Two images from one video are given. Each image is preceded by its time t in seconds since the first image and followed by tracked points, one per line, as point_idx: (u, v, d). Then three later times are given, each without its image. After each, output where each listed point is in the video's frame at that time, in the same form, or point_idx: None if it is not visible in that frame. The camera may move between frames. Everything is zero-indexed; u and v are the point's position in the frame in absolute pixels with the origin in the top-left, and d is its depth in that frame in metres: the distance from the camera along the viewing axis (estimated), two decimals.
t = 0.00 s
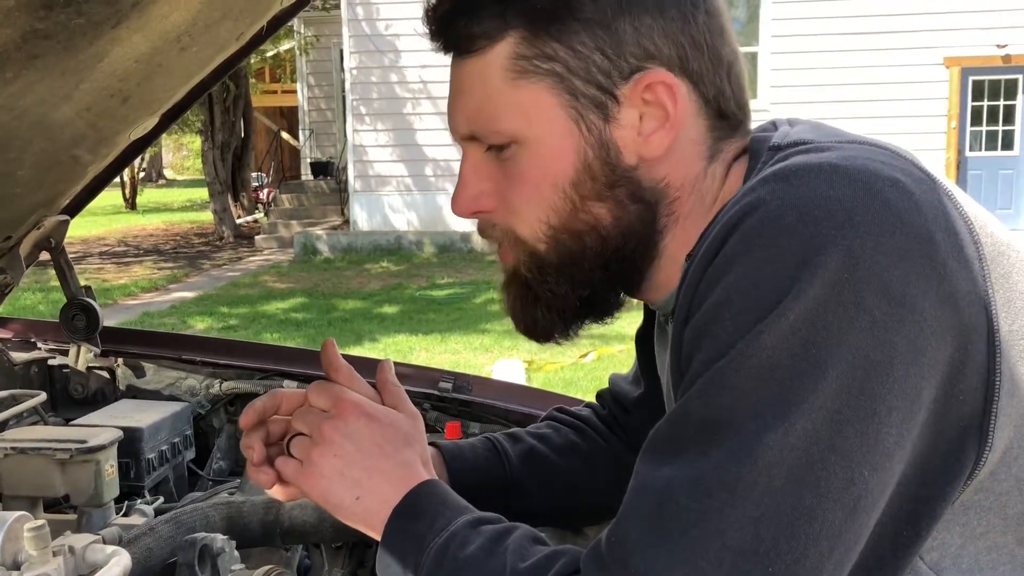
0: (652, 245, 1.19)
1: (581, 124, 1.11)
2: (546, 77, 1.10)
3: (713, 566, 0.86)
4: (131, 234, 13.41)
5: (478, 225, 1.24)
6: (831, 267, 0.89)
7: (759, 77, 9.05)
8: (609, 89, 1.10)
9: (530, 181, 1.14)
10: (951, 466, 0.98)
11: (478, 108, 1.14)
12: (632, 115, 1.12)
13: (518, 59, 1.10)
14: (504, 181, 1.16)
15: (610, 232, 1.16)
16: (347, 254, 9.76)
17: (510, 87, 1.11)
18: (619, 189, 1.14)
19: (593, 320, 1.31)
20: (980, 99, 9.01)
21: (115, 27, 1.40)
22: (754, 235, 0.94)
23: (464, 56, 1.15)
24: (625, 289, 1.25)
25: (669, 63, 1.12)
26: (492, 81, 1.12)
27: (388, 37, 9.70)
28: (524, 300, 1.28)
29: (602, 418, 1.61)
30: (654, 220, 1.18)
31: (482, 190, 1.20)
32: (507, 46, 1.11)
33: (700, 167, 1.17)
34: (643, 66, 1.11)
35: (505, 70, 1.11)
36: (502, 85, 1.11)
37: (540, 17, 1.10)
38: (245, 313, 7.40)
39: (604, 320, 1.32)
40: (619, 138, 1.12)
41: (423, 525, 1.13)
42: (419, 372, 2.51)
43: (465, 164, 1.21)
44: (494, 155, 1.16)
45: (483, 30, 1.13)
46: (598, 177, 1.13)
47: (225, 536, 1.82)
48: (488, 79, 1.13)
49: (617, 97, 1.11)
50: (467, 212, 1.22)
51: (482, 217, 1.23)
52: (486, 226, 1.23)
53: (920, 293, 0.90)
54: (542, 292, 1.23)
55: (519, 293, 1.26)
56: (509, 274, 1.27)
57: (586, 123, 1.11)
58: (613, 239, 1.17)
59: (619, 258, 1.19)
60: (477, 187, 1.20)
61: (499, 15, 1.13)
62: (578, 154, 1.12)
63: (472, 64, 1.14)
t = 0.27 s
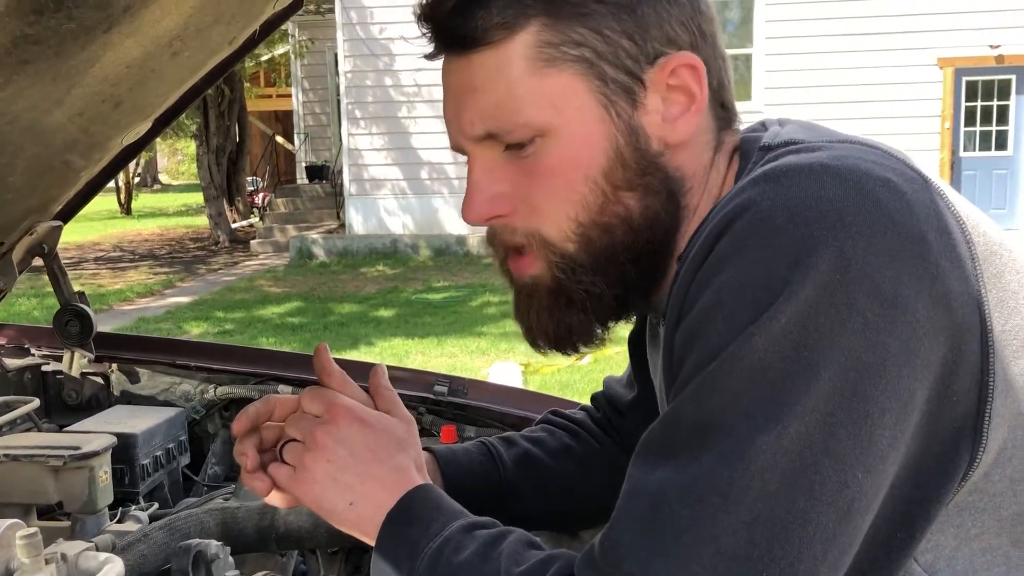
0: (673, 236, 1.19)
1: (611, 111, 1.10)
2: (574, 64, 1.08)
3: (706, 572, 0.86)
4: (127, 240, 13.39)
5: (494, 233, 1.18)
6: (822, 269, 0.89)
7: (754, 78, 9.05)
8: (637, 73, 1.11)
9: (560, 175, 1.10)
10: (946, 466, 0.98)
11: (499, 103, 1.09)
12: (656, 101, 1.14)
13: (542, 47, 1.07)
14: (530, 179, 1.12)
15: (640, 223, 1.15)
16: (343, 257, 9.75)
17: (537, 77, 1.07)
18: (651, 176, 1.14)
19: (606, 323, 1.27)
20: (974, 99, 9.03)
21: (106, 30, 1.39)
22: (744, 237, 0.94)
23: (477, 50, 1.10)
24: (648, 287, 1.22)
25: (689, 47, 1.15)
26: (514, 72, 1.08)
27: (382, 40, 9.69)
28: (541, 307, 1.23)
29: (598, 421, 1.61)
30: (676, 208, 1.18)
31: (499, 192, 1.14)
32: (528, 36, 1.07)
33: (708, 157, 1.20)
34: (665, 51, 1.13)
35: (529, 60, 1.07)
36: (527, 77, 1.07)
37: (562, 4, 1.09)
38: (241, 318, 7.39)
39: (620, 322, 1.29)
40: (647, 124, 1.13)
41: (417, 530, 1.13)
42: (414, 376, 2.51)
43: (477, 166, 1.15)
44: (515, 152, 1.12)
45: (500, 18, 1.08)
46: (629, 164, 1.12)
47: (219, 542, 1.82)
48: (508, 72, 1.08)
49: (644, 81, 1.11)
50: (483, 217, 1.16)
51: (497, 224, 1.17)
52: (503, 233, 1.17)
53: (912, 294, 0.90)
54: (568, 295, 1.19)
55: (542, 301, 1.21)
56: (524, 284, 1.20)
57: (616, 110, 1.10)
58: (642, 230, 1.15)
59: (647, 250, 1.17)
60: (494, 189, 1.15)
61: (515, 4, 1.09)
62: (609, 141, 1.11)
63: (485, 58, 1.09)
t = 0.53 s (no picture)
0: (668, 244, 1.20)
1: (605, 119, 1.10)
2: (569, 74, 1.08)
3: None
4: (119, 246, 13.34)
5: (488, 247, 1.17)
6: (807, 276, 0.89)
7: (745, 82, 9.08)
8: (631, 81, 1.11)
9: (554, 186, 1.10)
10: (931, 472, 0.98)
11: (492, 115, 1.09)
12: (649, 109, 1.15)
13: (536, 56, 1.07)
14: (525, 191, 1.11)
15: (635, 232, 1.15)
16: (337, 262, 9.74)
17: (531, 87, 1.07)
18: (646, 184, 1.14)
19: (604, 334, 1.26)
20: (965, 101, 9.07)
21: (93, 38, 1.34)
22: (727, 244, 0.94)
23: (468, 61, 1.08)
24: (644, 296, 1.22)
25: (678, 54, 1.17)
26: (508, 82, 1.07)
27: (375, 45, 9.66)
28: (536, 320, 1.22)
29: (587, 427, 1.61)
30: (670, 215, 1.18)
31: (495, 205, 1.14)
32: (522, 46, 1.06)
33: (698, 163, 1.21)
34: (656, 59, 1.14)
35: (522, 70, 1.07)
36: (521, 88, 1.07)
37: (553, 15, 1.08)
38: (234, 323, 7.36)
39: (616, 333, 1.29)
40: (641, 132, 1.14)
41: (406, 538, 1.12)
42: (405, 382, 2.50)
43: (470, 179, 1.14)
44: (509, 163, 1.11)
45: (491, 28, 1.07)
46: (624, 174, 1.12)
47: (209, 551, 1.81)
48: (501, 83, 1.07)
49: (637, 89, 1.12)
50: (478, 230, 1.15)
51: (490, 237, 1.16)
52: (498, 246, 1.16)
53: (896, 300, 0.90)
54: (565, 307, 1.18)
55: (538, 313, 1.20)
56: (519, 296, 1.19)
57: (611, 118, 1.11)
58: (637, 239, 1.16)
59: (643, 258, 1.17)
60: (488, 202, 1.14)
61: (506, 13, 1.08)
62: (604, 151, 1.11)
63: (477, 71, 1.08)
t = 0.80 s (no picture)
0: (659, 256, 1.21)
1: (596, 134, 1.11)
2: (559, 90, 1.09)
3: None
4: (112, 251, 13.32)
5: (482, 263, 1.18)
6: (794, 286, 0.89)
7: (738, 86, 9.12)
8: (620, 96, 1.12)
9: (546, 202, 1.11)
10: (919, 477, 0.99)
11: (483, 133, 1.09)
12: (639, 122, 1.16)
13: (526, 74, 1.07)
14: (518, 207, 1.12)
15: (627, 244, 1.16)
16: (330, 267, 9.74)
17: (521, 105, 1.08)
18: (637, 198, 1.15)
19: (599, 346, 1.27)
20: (955, 104, 9.13)
21: (85, 47, 1.31)
22: (715, 254, 0.94)
23: (458, 79, 1.09)
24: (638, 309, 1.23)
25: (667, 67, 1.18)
26: (498, 101, 1.08)
27: (368, 49, 9.65)
28: (530, 334, 1.23)
29: (578, 433, 1.61)
30: (662, 227, 1.20)
31: (488, 222, 1.14)
32: (511, 64, 1.07)
33: (687, 174, 1.23)
34: (646, 73, 1.15)
35: (512, 87, 1.07)
36: (511, 105, 1.08)
37: (541, 31, 1.09)
38: (227, 329, 7.36)
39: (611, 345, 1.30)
40: (631, 146, 1.15)
41: (398, 546, 1.12)
42: (398, 389, 2.50)
43: (462, 196, 1.15)
44: (501, 180, 1.12)
45: (480, 45, 1.08)
46: (616, 188, 1.14)
47: (202, 559, 1.81)
48: (492, 101, 1.08)
49: (627, 104, 1.13)
50: (471, 247, 1.15)
51: (484, 254, 1.17)
52: (492, 263, 1.17)
53: (883, 308, 0.91)
54: (560, 322, 1.19)
55: (532, 327, 1.21)
56: (514, 310, 1.21)
57: (602, 134, 1.12)
58: (630, 251, 1.17)
59: (636, 270, 1.18)
60: (481, 219, 1.15)
61: (495, 30, 1.08)
62: (595, 166, 1.12)
63: (467, 89, 1.09)
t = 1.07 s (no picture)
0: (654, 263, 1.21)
1: (591, 144, 1.12)
2: (554, 100, 1.09)
3: None
4: (106, 257, 13.29)
5: (477, 273, 1.18)
6: (789, 292, 0.90)
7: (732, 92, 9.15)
8: (614, 105, 1.13)
9: (542, 212, 1.11)
10: (912, 483, 1.00)
11: (478, 143, 1.09)
12: (633, 131, 1.16)
13: (521, 84, 1.08)
14: (513, 217, 1.12)
15: (622, 252, 1.16)
16: (325, 273, 9.73)
17: (516, 115, 1.08)
18: (632, 207, 1.15)
19: (594, 353, 1.27)
20: (949, 111, 9.16)
21: (79, 53, 1.30)
22: (710, 260, 0.95)
23: (453, 91, 1.09)
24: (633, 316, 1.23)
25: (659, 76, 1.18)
26: (493, 112, 1.08)
27: (363, 56, 9.63)
28: (525, 344, 1.23)
29: (574, 440, 1.62)
30: (657, 235, 1.20)
31: (483, 232, 1.15)
32: (506, 74, 1.07)
33: (681, 181, 1.23)
34: (640, 82, 1.16)
35: (507, 97, 1.07)
36: (507, 116, 1.08)
37: (536, 42, 1.09)
38: (222, 335, 7.34)
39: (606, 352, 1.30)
40: (626, 155, 1.15)
41: (393, 552, 1.12)
42: (393, 394, 2.50)
43: (457, 207, 1.15)
44: (496, 189, 1.12)
45: (474, 57, 1.08)
46: (611, 197, 1.14)
47: (196, 566, 1.80)
48: (487, 112, 1.08)
49: (621, 113, 1.14)
50: (467, 257, 1.16)
51: (480, 264, 1.17)
52: (487, 272, 1.17)
53: (878, 315, 0.91)
54: (555, 331, 1.19)
55: (528, 336, 1.21)
56: (508, 319, 1.21)
57: (596, 143, 1.12)
58: (625, 259, 1.17)
59: (631, 278, 1.18)
60: (476, 230, 1.15)
61: (490, 41, 1.08)
62: (591, 175, 1.12)
63: (462, 101, 1.09)
